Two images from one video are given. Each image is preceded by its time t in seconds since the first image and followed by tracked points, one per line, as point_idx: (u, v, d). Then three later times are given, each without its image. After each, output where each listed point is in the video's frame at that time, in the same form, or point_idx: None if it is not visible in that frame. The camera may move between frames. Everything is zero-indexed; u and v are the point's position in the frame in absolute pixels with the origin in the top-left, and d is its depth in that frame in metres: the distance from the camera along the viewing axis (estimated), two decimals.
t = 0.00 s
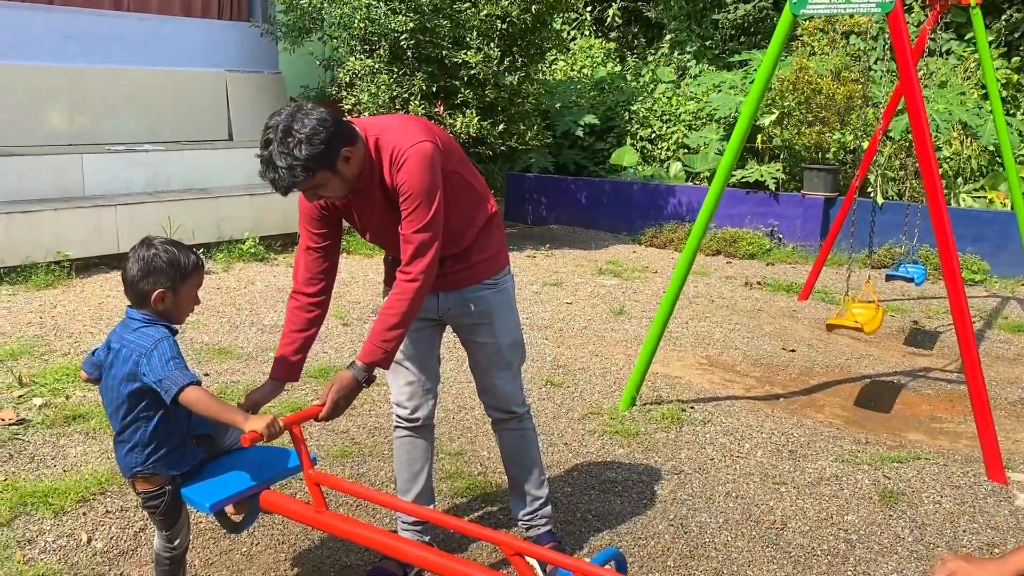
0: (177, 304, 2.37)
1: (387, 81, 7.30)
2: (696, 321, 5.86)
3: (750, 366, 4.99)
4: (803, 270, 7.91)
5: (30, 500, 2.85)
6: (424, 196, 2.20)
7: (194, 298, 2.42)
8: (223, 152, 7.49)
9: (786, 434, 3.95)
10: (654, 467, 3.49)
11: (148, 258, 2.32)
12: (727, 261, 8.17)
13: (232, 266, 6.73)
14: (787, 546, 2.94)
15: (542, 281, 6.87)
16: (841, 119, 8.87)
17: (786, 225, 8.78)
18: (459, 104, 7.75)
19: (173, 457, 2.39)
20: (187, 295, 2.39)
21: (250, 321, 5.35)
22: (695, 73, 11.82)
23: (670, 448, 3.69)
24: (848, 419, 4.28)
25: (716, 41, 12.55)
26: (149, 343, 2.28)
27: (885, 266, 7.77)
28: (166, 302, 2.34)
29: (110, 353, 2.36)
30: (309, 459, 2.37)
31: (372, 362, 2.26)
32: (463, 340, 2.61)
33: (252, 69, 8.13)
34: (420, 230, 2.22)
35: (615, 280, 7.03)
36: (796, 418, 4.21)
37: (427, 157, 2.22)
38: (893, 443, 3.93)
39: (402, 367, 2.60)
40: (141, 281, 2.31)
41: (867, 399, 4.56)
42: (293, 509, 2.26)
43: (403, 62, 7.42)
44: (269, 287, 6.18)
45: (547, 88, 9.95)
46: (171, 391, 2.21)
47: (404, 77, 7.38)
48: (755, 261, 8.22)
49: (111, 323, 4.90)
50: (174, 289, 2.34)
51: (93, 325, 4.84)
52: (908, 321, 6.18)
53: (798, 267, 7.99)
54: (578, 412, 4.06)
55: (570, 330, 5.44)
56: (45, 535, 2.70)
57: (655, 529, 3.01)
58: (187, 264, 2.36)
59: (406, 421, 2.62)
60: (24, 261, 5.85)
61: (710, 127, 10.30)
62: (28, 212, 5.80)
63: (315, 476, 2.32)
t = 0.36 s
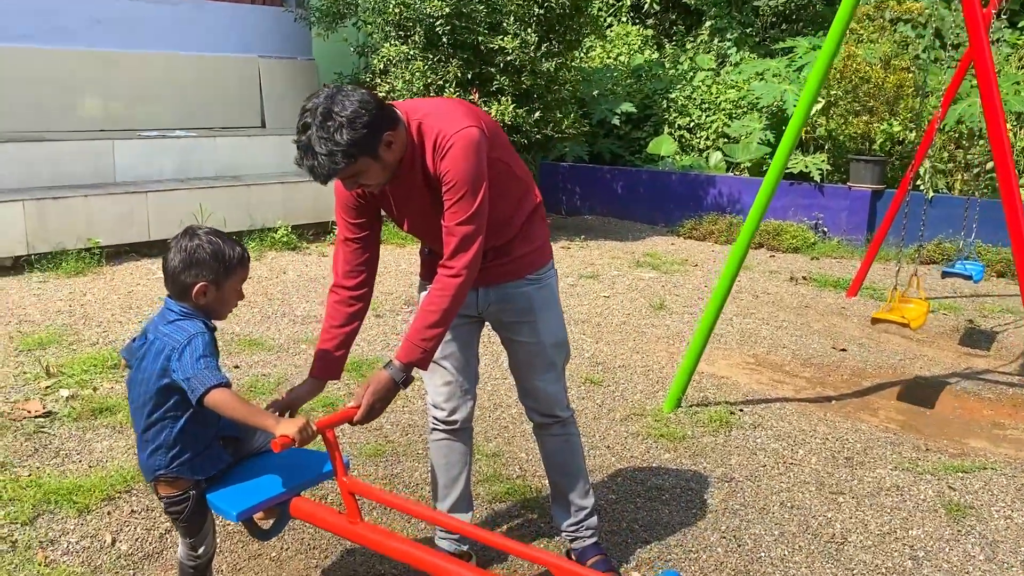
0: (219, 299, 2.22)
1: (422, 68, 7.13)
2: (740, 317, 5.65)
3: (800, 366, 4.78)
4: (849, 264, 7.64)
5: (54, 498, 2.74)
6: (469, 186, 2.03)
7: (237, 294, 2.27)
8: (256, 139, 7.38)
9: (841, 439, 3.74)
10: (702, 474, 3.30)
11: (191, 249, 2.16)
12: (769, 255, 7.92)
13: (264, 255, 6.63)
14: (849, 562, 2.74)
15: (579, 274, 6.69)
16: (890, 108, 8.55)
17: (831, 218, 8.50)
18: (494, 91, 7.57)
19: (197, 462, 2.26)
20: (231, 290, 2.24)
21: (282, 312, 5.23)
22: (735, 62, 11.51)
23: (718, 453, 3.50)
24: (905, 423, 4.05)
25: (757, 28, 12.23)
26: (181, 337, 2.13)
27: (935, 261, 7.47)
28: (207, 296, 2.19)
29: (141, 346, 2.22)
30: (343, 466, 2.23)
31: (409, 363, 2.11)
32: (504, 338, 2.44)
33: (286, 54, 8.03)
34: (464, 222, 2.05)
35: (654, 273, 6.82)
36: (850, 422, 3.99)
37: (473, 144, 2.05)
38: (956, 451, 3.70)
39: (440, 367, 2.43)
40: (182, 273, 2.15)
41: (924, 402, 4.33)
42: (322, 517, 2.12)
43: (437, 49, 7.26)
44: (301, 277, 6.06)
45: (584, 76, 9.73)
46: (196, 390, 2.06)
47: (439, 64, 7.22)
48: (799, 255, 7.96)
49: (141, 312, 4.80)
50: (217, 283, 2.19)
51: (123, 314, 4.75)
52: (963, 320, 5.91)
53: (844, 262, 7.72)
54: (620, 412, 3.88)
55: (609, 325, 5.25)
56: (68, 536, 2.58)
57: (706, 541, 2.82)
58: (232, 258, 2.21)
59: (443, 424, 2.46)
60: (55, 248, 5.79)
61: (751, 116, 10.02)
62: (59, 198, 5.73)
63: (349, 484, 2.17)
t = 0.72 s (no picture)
0: (292, 273, 2.01)
1: (463, 49, 6.90)
2: (795, 313, 5.36)
3: (863, 367, 4.49)
4: (907, 258, 7.28)
5: (76, 500, 2.58)
6: (532, 173, 1.81)
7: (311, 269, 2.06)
8: (292, 122, 7.21)
9: (914, 449, 3.46)
10: (766, 486, 3.05)
11: (262, 219, 1.96)
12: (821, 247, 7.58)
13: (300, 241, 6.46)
14: None
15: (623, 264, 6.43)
16: (951, 94, 8.14)
17: (886, 209, 8.13)
18: (536, 74, 7.31)
19: (232, 454, 2.07)
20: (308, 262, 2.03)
21: (317, 301, 5.06)
22: (783, 46, 11.11)
23: (783, 463, 3.25)
24: (981, 432, 3.76)
25: (806, 12, 11.81)
26: (240, 310, 1.92)
27: (999, 256, 7.08)
28: (279, 271, 1.99)
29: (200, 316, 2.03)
30: (382, 481, 2.02)
31: (461, 368, 1.90)
32: (557, 342, 2.20)
33: (324, 36, 7.77)
34: (526, 214, 1.84)
35: (701, 265, 6.54)
36: (922, 430, 3.71)
37: (537, 125, 1.82)
38: None
39: (488, 371, 2.21)
40: (252, 244, 1.95)
41: (1000, 409, 4.02)
42: (355, 535, 1.96)
43: (478, 30, 7.02)
44: (337, 265, 5.89)
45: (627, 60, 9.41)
46: (242, 369, 1.82)
47: (479, 45, 6.99)
48: (852, 248, 7.61)
49: (174, 300, 4.65)
50: (290, 256, 1.98)
51: (155, 301, 4.60)
52: None
53: (900, 256, 7.36)
54: (675, 415, 3.64)
55: (658, 320, 5.00)
56: (90, 543, 2.41)
57: (776, 564, 2.58)
58: (306, 227, 2.00)
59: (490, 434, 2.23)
60: (88, 232, 5.67)
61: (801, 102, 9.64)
62: (93, 182, 5.61)
63: (389, 503, 1.97)
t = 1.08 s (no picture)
0: (308, 244, 1.78)
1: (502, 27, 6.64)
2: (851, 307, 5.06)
3: (928, 367, 4.20)
4: (966, 248, 6.91)
5: (94, 505, 2.41)
6: (604, 165, 1.59)
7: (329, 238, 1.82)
8: (326, 102, 7.02)
9: (992, 460, 3.18)
10: (833, 501, 2.81)
11: (270, 182, 1.73)
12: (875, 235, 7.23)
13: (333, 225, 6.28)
14: None
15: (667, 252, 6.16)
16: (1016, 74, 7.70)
17: (942, 196, 7.75)
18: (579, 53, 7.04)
19: (261, 449, 1.83)
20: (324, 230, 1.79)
21: (351, 289, 4.87)
22: (833, 25, 10.68)
23: (850, 474, 3.00)
24: None
25: None
26: (266, 290, 1.66)
27: None
28: (294, 242, 1.75)
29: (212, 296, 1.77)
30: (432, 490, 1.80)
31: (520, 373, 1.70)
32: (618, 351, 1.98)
33: (360, 13, 7.53)
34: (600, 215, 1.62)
35: (749, 253, 6.25)
36: (999, 438, 3.42)
37: (606, 110, 1.59)
38: None
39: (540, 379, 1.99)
40: (262, 213, 1.72)
41: None
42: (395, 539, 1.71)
43: (519, 6, 6.75)
44: (371, 250, 5.70)
45: (671, 39, 9.08)
46: (281, 361, 1.59)
47: (520, 22, 6.73)
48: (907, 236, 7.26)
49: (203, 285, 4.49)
50: (305, 224, 1.75)
51: (184, 287, 4.45)
52: None
53: (959, 245, 7.00)
54: (730, 419, 3.40)
55: (707, 313, 4.74)
56: (107, 553, 2.25)
57: None
58: (322, 190, 1.76)
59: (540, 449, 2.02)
60: (119, 214, 5.55)
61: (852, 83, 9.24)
62: (123, 162, 5.47)
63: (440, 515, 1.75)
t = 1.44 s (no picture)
0: (315, 207, 1.58)
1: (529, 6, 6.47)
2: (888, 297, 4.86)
3: (972, 362, 4.00)
4: (1010, 236, 6.65)
5: (99, 499, 2.33)
6: (579, 150, 1.41)
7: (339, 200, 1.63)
8: (350, 83, 6.91)
9: None
10: (871, 506, 2.66)
11: (277, 132, 1.53)
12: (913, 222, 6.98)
13: (356, 209, 6.18)
14: None
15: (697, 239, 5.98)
16: None
17: (985, 182, 7.47)
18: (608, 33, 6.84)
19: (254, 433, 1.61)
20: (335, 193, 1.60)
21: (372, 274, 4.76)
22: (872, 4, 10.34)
23: (889, 476, 2.84)
24: None
25: None
26: (267, 252, 1.47)
27: None
28: (298, 203, 1.56)
29: (199, 261, 1.56)
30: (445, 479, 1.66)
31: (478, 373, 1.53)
32: (638, 353, 1.83)
33: None
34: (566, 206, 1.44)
35: (783, 241, 6.06)
36: None
37: (589, 89, 1.42)
38: None
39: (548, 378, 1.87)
40: (264, 167, 1.53)
41: None
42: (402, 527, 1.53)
43: None
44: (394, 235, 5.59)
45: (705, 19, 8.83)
46: (276, 333, 1.38)
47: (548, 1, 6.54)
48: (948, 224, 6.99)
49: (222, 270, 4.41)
50: (312, 183, 1.56)
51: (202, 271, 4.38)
52: None
53: (1002, 234, 6.73)
54: (763, 415, 3.25)
55: (738, 303, 4.58)
56: (109, 551, 2.17)
57: None
58: (334, 148, 1.57)
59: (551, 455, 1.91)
60: (141, 196, 5.48)
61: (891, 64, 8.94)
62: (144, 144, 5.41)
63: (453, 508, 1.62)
